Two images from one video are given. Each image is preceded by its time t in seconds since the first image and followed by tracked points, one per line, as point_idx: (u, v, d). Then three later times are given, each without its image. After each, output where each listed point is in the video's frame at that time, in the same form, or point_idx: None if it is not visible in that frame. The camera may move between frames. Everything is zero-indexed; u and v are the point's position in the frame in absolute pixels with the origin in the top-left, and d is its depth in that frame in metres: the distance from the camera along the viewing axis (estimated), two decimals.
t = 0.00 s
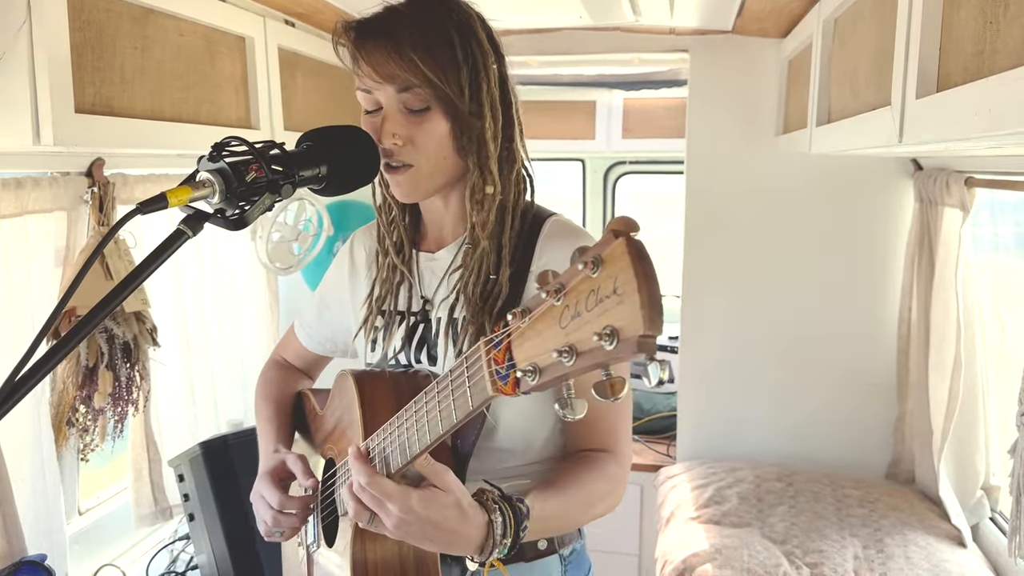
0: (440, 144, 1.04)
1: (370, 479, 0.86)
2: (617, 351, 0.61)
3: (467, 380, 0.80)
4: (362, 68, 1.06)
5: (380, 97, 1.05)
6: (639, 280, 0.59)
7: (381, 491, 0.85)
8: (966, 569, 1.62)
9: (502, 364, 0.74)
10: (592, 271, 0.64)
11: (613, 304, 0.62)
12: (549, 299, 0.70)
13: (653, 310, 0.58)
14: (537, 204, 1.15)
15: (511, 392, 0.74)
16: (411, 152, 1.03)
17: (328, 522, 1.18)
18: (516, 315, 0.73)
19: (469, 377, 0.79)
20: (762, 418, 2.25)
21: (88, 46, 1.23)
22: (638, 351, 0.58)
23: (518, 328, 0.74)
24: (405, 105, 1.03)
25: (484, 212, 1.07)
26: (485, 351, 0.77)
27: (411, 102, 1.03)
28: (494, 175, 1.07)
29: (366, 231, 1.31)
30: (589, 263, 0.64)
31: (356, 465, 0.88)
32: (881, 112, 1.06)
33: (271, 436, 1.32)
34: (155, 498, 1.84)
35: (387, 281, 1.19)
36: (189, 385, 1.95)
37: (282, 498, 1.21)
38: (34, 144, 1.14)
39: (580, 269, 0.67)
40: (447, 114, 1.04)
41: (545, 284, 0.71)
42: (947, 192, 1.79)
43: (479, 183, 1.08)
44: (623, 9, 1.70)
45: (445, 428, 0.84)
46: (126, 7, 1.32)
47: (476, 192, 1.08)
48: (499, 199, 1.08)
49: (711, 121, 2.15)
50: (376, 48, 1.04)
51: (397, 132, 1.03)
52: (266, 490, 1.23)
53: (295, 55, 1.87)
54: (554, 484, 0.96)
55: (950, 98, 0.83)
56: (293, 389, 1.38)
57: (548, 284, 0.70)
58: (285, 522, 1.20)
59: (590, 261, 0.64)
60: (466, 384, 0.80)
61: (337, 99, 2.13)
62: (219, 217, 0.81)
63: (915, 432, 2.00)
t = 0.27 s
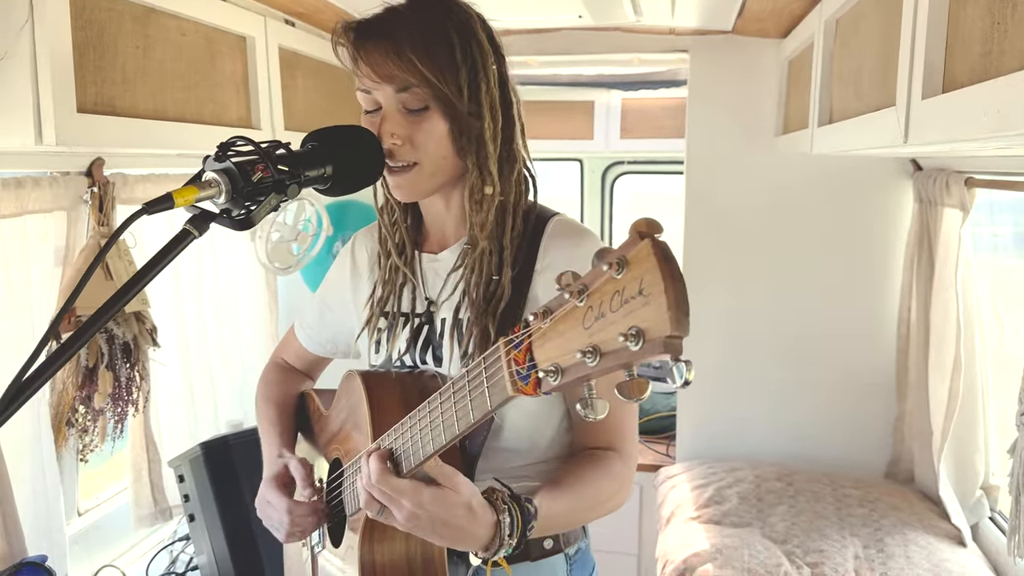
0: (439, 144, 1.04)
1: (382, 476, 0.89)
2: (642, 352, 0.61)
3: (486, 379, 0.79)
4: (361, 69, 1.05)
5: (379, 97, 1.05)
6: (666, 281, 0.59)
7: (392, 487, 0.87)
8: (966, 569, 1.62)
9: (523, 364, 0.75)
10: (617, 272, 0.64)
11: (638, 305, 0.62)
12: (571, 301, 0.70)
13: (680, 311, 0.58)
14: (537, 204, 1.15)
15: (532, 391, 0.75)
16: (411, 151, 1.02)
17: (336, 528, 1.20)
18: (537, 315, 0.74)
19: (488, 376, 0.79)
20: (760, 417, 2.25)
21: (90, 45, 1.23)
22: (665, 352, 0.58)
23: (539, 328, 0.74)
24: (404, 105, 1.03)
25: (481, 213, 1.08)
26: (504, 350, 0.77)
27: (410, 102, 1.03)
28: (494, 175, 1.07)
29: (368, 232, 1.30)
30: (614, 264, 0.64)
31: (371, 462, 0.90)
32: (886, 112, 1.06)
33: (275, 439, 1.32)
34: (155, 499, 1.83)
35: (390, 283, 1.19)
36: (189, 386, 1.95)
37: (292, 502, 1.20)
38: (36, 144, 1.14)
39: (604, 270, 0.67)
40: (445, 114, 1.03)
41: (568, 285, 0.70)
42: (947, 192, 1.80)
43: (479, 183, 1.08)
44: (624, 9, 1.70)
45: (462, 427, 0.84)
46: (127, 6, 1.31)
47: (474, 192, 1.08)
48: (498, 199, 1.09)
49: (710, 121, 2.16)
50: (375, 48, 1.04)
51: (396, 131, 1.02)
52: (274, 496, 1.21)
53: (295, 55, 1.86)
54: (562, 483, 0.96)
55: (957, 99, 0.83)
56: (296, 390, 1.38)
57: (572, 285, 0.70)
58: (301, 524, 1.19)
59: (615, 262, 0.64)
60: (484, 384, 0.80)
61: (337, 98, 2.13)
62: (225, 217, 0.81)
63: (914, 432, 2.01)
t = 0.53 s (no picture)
0: (436, 139, 1.03)
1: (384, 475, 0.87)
2: (642, 346, 0.61)
3: (486, 373, 0.79)
4: (357, 67, 1.05)
5: (376, 93, 1.04)
6: (665, 273, 0.59)
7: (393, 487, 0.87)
8: (965, 567, 1.63)
9: (524, 360, 0.75)
10: (617, 265, 0.64)
11: (639, 298, 0.61)
12: (570, 295, 0.71)
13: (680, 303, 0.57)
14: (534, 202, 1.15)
15: (532, 386, 0.74)
16: (408, 144, 1.01)
17: (336, 522, 1.18)
18: (537, 310, 0.73)
19: (489, 371, 0.79)
20: (759, 417, 2.26)
21: (92, 44, 1.22)
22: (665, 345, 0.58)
23: (539, 324, 0.74)
24: (400, 100, 1.02)
25: (483, 209, 1.07)
26: (505, 347, 0.77)
27: (406, 96, 1.03)
28: (490, 168, 1.06)
29: (370, 232, 1.30)
30: (614, 258, 0.64)
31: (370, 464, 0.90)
32: (889, 112, 1.06)
33: (276, 438, 1.31)
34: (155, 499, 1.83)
35: (391, 283, 1.19)
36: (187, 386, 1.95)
37: (282, 491, 1.21)
38: (38, 142, 1.13)
39: (603, 265, 0.67)
40: (441, 107, 1.03)
41: (567, 280, 0.71)
42: (945, 192, 1.80)
43: (474, 177, 1.07)
44: (625, 8, 1.70)
45: (462, 421, 0.84)
46: (128, 4, 1.31)
47: (473, 188, 1.08)
48: (496, 192, 1.08)
49: (709, 121, 2.16)
50: (370, 45, 1.04)
51: (392, 125, 1.01)
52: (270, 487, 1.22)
53: (295, 54, 1.86)
54: (565, 483, 0.95)
55: (962, 99, 0.83)
56: (298, 390, 1.38)
57: (570, 279, 0.71)
58: (287, 512, 1.21)
59: (614, 256, 0.64)
60: (483, 378, 0.80)
61: (336, 98, 2.13)
62: (231, 216, 0.80)
63: (913, 431, 2.01)
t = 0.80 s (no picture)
0: (433, 136, 1.03)
1: (413, 464, 0.83)
2: (650, 352, 0.60)
3: (490, 379, 0.79)
4: (352, 67, 1.05)
5: (372, 92, 1.04)
6: (673, 279, 0.57)
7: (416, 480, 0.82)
8: (964, 565, 1.63)
9: (527, 364, 0.74)
10: (624, 270, 0.63)
11: (647, 303, 0.60)
12: (577, 299, 0.70)
13: (687, 309, 0.56)
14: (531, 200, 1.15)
15: (536, 391, 0.74)
16: (406, 142, 1.01)
17: (334, 527, 1.19)
18: (543, 314, 0.73)
19: (491, 373, 0.79)
20: (756, 416, 2.26)
21: (91, 41, 1.22)
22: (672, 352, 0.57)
23: (544, 328, 0.73)
24: (396, 98, 1.02)
25: (481, 205, 1.06)
26: (510, 351, 0.76)
27: (401, 94, 1.02)
28: (489, 164, 1.06)
29: (370, 230, 1.30)
30: (620, 262, 0.63)
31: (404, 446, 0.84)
32: (891, 111, 1.07)
33: (275, 439, 1.31)
34: (152, 499, 1.82)
35: (390, 282, 1.19)
36: (184, 386, 1.94)
37: (296, 501, 1.19)
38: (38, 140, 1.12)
39: (609, 269, 0.66)
40: (437, 104, 1.02)
41: (573, 283, 0.70)
42: (943, 191, 1.81)
43: (473, 174, 1.07)
44: (624, 7, 1.70)
45: (466, 424, 0.84)
46: (127, 2, 1.30)
47: (471, 185, 1.07)
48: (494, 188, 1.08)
49: (705, 120, 2.16)
50: (365, 45, 1.03)
51: (389, 123, 1.01)
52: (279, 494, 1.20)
53: (293, 52, 1.86)
54: (564, 492, 0.95)
55: (966, 98, 0.83)
56: (297, 391, 1.37)
57: (575, 283, 0.70)
58: (301, 525, 1.19)
59: (621, 260, 0.63)
60: (487, 383, 0.80)
61: (334, 97, 2.12)
62: (235, 214, 0.79)
63: (910, 430, 2.02)
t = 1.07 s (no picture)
0: (424, 134, 1.02)
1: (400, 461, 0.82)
2: (652, 345, 0.59)
3: (489, 373, 0.78)
4: (347, 66, 1.06)
5: (364, 90, 1.04)
6: (675, 270, 0.56)
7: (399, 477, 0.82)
8: (962, 563, 1.64)
9: (527, 358, 0.73)
10: (626, 262, 0.62)
11: (649, 295, 0.59)
12: (578, 292, 0.68)
13: (690, 301, 0.55)
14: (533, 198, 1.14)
15: (537, 385, 0.73)
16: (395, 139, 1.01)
17: (330, 527, 1.19)
18: (543, 308, 0.72)
19: (491, 369, 0.78)
20: (753, 415, 2.26)
21: (90, 39, 1.21)
22: (674, 344, 0.55)
23: (545, 321, 0.72)
24: (386, 95, 1.02)
25: (468, 200, 1.07)
26: (510, 345, 0.75)
27: (391, 91, 1.02)
28: (478, 160, 1.05)
29: (370, 230, 1.30)
30: (622, 255, 0.62)
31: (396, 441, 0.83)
32: (893, 111, 1.06)
33: (272, 437, 1.30)
34: (149, 499, 1.81)
35: (389, 279, 1.19)
36: (179, 386, 1.93)
37: (294, 498, 1.18)
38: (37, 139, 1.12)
39: (611, 262, 0.65)
40: (426, 101, 1.01)
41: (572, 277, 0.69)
42: (941, 191, 1.81)
43: (462, 169, 1.06)
44: (623, 6, 1.70)
45: (465, 422, 0.83)
46: None
47: (461, 181, 1.06)
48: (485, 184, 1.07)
49: (702, 120, 2.17)
50: (357, 43, 1.04)
51: (379, 121, 1.01)
52: (274, 492, 1.20)
53: (291, 51, 1.85)
54: (555, 495, 0.95)
55: (971, 98, 0.83)
56: (294, 390, 1.37)
57: (575, 277, 0.69)
58: (300, 522, 1.18)
59: (623, 252, 0.62)
60: (486, 380, 0.79)
61: (331, 96, 2.12)
62: (238, 214, 0.78)
63: (907, 429, 2.03)
